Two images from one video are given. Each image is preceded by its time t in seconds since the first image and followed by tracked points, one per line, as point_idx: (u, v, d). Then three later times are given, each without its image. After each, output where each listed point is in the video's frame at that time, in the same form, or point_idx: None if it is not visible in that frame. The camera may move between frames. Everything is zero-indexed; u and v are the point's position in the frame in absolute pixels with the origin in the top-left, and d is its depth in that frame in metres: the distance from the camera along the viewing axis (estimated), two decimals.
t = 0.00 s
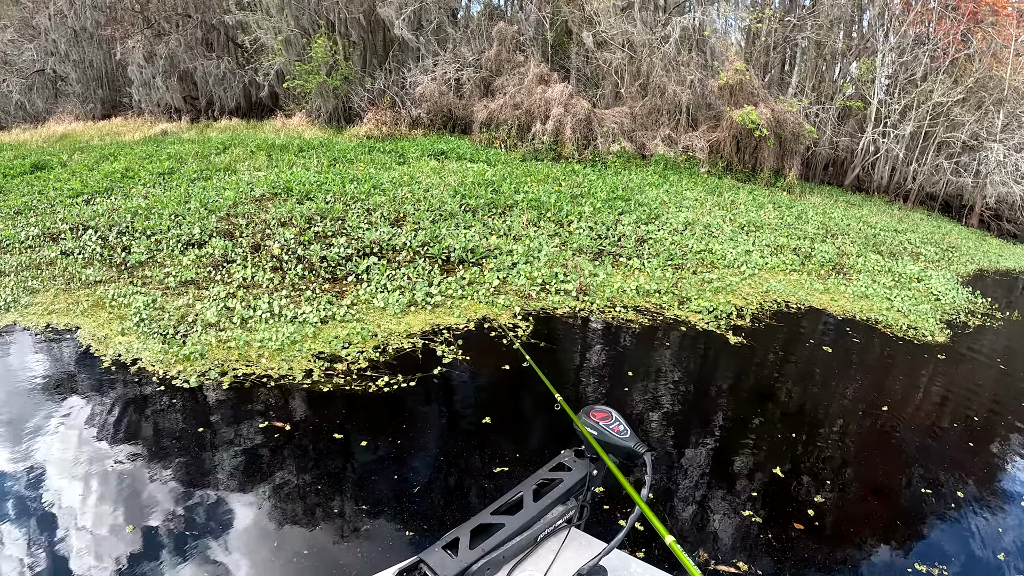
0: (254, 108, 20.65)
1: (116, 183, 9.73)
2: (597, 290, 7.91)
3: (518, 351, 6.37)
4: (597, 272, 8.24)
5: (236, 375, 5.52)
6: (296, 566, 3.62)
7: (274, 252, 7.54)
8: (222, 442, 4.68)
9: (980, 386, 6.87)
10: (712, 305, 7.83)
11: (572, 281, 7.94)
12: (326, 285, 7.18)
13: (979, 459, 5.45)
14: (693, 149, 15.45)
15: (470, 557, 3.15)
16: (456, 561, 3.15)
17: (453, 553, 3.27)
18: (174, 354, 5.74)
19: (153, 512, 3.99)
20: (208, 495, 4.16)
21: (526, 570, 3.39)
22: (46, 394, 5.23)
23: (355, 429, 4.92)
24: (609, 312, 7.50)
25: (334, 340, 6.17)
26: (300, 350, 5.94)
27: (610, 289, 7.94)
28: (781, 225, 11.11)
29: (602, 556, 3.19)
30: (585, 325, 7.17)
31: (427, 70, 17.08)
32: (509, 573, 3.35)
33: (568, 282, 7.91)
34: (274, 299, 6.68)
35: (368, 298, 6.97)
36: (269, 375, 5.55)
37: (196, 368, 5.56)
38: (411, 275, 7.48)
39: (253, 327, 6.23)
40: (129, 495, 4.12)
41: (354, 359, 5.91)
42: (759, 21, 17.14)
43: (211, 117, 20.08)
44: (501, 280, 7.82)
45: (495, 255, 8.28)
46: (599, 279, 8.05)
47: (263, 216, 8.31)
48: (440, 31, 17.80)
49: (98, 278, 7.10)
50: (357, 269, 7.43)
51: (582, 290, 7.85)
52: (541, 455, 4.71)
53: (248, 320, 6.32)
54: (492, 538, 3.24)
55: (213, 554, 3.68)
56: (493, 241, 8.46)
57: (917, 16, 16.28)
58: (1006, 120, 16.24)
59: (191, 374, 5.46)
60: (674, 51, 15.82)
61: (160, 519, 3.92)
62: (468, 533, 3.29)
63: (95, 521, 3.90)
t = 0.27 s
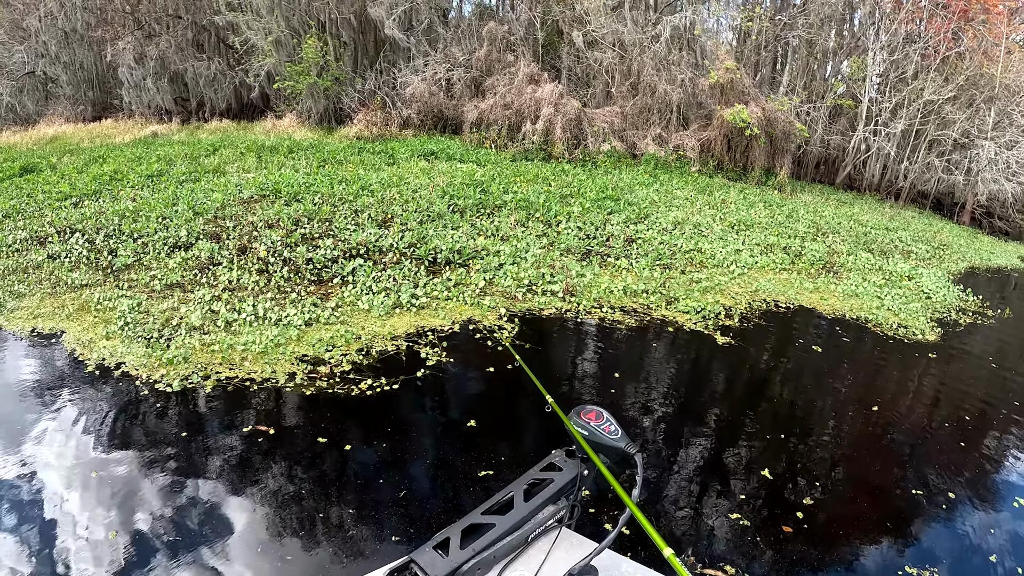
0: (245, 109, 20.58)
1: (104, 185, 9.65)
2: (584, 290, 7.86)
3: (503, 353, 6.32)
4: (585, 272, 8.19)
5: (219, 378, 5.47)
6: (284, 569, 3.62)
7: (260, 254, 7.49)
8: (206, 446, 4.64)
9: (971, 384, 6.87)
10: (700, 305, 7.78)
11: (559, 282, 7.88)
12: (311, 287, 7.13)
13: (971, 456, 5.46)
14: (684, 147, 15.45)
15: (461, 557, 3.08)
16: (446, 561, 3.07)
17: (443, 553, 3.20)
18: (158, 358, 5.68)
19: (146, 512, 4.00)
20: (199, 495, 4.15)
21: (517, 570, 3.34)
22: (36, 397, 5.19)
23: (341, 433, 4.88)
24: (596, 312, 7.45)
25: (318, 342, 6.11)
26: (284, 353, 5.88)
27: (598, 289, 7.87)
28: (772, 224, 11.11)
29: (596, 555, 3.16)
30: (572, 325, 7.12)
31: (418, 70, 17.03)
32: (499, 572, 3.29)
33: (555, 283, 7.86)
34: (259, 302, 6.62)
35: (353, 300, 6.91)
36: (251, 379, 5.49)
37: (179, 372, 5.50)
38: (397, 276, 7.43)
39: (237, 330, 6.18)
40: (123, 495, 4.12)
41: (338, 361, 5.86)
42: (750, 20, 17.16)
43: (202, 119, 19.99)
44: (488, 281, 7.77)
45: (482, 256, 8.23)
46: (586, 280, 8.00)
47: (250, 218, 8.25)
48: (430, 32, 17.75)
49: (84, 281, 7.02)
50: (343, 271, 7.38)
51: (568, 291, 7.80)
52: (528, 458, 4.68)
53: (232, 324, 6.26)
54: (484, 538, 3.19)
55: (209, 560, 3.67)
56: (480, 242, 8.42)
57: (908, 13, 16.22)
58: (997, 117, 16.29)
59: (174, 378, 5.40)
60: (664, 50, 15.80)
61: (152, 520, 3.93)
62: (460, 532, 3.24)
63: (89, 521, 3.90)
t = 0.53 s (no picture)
0: (241, 110, 20.54)
1: (98, 187, 9.61)
2: (575, 291, 7.82)
3: (492, 355, 6.28)
4: (576, 273, 8.15)
5: (206, 381, 5.44)
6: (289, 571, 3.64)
7: (251, 256, 7.45)
8: (193, 450, 4.61)
9: (966, 384, 6.83)
10: (692, 305, 7.74)
11: (549, 283, 7.83)
12: (301, 289, 7.09)
13: (967, 456, 5.44)
14: (679, 147, 15.44)
15: (453, 556, 3.02)
16: (438, 561, 3.02)
17: (435, 554, 3.14)
18: (146, 360, 5.64)
19: (149, 522, 3.95)
20: (202, 505, 4.10)
21: (509, 570, 3.21)
22: (34, 398, 5.17)
23: (331, 437, 4.85)
24: (587, 313, 7.39)
25: (306, 344, 6.07)
26: (271, 356, 5.84)
27: (589, 290, 7.80)
28: (766, 224, 11.08)
29: (587, 554, 3.06)
30: (562, 326, 7.07)
31: (414, 71, 17.01)
32: (491, 573, 3.17)
33: (546, 284, 7.82)
34: (247, 304, 6.58)
35: (342, 302, 6.87)
36: (238, 382, 5.46)
37: (166, 375, 5.47)
38: (387, 278, 7.39)
39: (225, 332, 6.14)
40: (123, 500, 4.12)
41: (325, 364, 5.83)
42: (745, 20, 17.16)
43: (198, 120, 19.95)
44: (478, 282, 7.72)
45: (473, 256, 8.19)
46: (578, 281, 7.95)
47: (242, 219, 8.22)
48: (426, 32, 17.71)
49: (75, 283, 6.98)
50: (333, 273, 7.34)
51: (559, 292, 7.75)
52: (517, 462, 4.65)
53: (220, 326, 6.22)
54: (476, 537, 3.13)
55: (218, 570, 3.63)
56: (472, 242, 8.39)
57: (904, 12, 16.21)
58: (993, 116, 16.29)
59: (161, 382, 5.37)
60: (660, 49, 15.76)
61: (153, 528, 3.91)
62: (452, 532, 3.18)
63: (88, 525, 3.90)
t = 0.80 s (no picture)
0: (233, 108, 20.42)
1: (87, 186, 9.53)
2: (563, 289, 7.78)
3: (478, 354, 6.25)
4: (565, 271, 8.11)
5: (191, 382, 5.40)
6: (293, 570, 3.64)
7: (238, 255, 7.40)
8: (178, 453, 4.58)
9: (958, 380, 6.83)
10: (682, 303, 7.71)
11: (537, 281, 7.79)
12: (288, 288, 7.05)
13: (959, 452, 5.44)
14: (671, 144, 15.42)
15: (445, 555, 3.08)
16: (431, 559, 3.07)
17: (428, 551, 3.19)
18: (131, 361, 5.60)
19: (148, 521, 3.98)
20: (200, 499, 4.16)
21: (503, 567, 3.30)
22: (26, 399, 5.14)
23: (318, 438, 4.82)
24: (575, 312, 7.35)
25: (291, 344, 6.03)
26: (256, 356, 5.80)
27: (577, 289, 7.76)
28: (758, 220, 11.06)
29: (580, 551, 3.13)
30: (550, 325, 7.02)
31: (406, 68, 16.93)
32: (485, 569, 3.25)
33: (534, 282, 7.77)
34: (234, 304, 6.54)
35: (327, 301, 6.82)
36: (223, 382, 5.43)
37: (151, 376, 5.43)
38: (374, 277, 7.35)
39: (211, 332, 6.10)
40: (120, 501, 4.12)
41: (310, 364, 5.79)
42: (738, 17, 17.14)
43: (189, 118, 19.82)
44: (466, 280, 7.68)
45: (461, 255, 8.14)
46: (566, 279, 7.91)
47: (230, 218, 8.16)
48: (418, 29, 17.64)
49: (62, 284, 6.93)
50: (320, 272, 7.30)
51: (547, 290, 7.71)
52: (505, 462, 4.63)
53: (206, 326, 6.18)
54: (468, 535, 3.17)
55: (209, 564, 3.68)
56: (460, 241, 8.34)
57: (897, 9, 16.24)
58: (986, 113, 16.31)
59: (146, 383, 5.33)
60: (652, 46, 15.71)
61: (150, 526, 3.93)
62: (444, 530, 3.24)
63: (83, 526, 3.91)
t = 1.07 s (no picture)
0: (226, 105, 20.29)
1: (76, 184, 9.45)
2: (551, 286, 7.74)
3: (464, 352, 6.20)
4: (554, 268, 8.07)
5: (175, 381, 5.36)
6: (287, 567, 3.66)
7: (226, 253, 7.35)
8: (163, 454, 4.54)
9: (950, 376, 6.83)
10: (672, 299, 7.67)
11: (525, 278, 7.75)
12: (274, 286, 7.00)
13: (952, 448, 5.44)
14: (664, 140, 15.42)
15: (439, 550, 2.92)
16: (424, 555, 2.92)
17: (421, 547, 3.04)
18: (116, 361, 5.55)
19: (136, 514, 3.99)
20: (190, 493, 4.19)
21: (496, 563, 3.15)
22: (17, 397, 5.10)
23: (307, 438, 4.79)
24: (563, 309, 7.30)
25: (276, 343, 5.98)
26: (241, 355, 5.75)
27: (566, 285, 7.72)
28: (750, 216, 11.05)
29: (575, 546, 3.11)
30: (537, 323, 6.96)
31: (398, 64, 16.85)
32: (478, 566, 3.11)
33: (522, 279, 7.72)
34: (220, 302, 6.49)
35: (313, 299, 6.77)
36: (207, 382, 5.38)
37: (135, 376, 5.38)
38: (361, 274, 7.30)
39: (196, 331, 6.04)
40: (111, 497, 4.12)
41: (294, 363, 5.74)
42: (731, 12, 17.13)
43: (181, 115, 19.69)
44: (454, 277, 7.64)
45: (449, 251, 8.09)
46: (555, 275, 7.87)
47: (219, 216, 8.10)
48: (410, 25, 17.55)
49: (49, 283, 6.86)
50: (307, 270, 7.25)
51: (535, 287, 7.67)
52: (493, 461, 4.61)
53: (192, 325, 6.13)
54: (461, 531, 3.03)
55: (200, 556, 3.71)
56: (449, 237, 8.29)
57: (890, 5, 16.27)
58: (979, 109, 16.33)
59: (130, 383, 5.28)
60: (645, 42, 15.67)
61: (142, 521, 3.94)
62: (438, 525, 3.08)
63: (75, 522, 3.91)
